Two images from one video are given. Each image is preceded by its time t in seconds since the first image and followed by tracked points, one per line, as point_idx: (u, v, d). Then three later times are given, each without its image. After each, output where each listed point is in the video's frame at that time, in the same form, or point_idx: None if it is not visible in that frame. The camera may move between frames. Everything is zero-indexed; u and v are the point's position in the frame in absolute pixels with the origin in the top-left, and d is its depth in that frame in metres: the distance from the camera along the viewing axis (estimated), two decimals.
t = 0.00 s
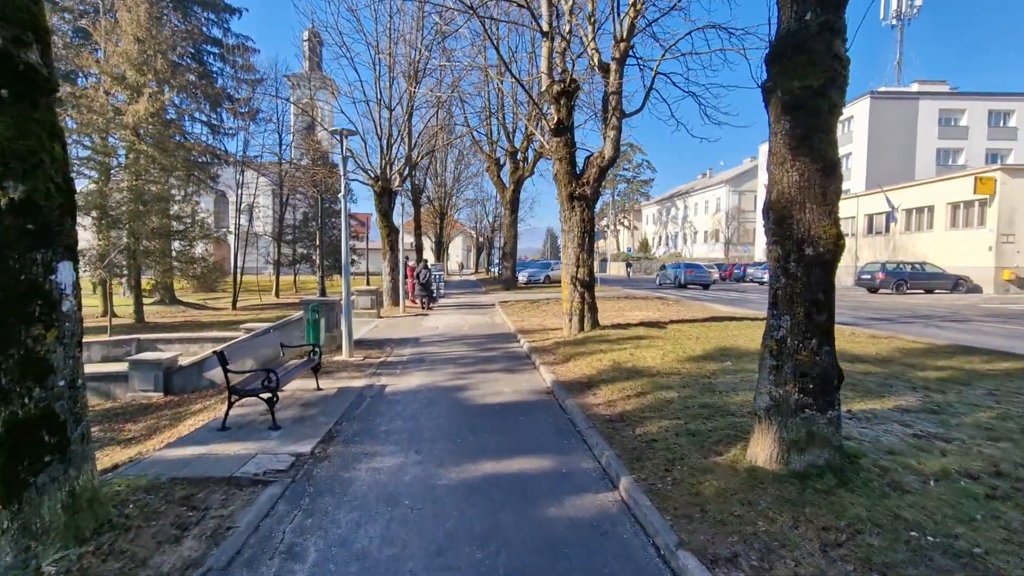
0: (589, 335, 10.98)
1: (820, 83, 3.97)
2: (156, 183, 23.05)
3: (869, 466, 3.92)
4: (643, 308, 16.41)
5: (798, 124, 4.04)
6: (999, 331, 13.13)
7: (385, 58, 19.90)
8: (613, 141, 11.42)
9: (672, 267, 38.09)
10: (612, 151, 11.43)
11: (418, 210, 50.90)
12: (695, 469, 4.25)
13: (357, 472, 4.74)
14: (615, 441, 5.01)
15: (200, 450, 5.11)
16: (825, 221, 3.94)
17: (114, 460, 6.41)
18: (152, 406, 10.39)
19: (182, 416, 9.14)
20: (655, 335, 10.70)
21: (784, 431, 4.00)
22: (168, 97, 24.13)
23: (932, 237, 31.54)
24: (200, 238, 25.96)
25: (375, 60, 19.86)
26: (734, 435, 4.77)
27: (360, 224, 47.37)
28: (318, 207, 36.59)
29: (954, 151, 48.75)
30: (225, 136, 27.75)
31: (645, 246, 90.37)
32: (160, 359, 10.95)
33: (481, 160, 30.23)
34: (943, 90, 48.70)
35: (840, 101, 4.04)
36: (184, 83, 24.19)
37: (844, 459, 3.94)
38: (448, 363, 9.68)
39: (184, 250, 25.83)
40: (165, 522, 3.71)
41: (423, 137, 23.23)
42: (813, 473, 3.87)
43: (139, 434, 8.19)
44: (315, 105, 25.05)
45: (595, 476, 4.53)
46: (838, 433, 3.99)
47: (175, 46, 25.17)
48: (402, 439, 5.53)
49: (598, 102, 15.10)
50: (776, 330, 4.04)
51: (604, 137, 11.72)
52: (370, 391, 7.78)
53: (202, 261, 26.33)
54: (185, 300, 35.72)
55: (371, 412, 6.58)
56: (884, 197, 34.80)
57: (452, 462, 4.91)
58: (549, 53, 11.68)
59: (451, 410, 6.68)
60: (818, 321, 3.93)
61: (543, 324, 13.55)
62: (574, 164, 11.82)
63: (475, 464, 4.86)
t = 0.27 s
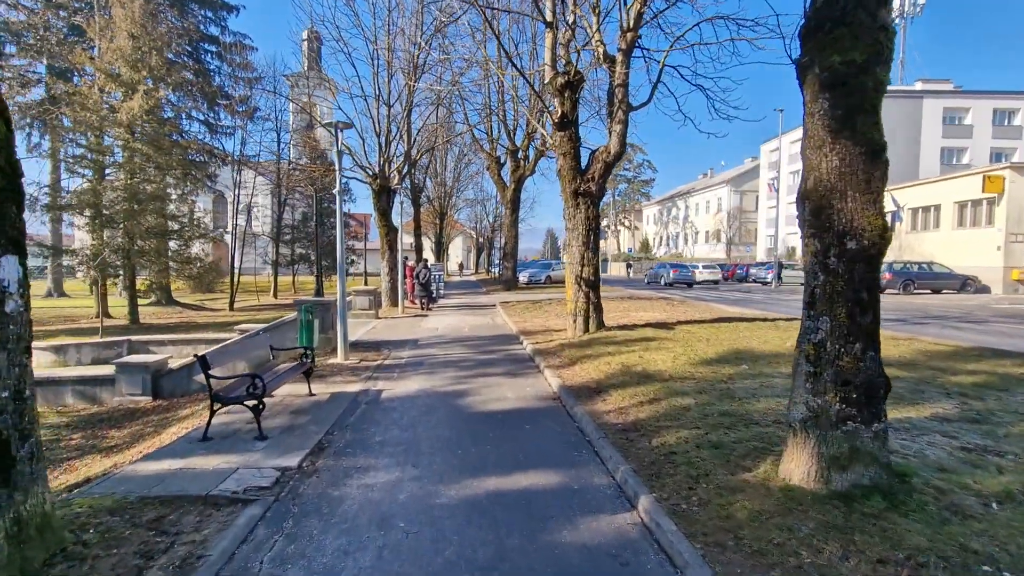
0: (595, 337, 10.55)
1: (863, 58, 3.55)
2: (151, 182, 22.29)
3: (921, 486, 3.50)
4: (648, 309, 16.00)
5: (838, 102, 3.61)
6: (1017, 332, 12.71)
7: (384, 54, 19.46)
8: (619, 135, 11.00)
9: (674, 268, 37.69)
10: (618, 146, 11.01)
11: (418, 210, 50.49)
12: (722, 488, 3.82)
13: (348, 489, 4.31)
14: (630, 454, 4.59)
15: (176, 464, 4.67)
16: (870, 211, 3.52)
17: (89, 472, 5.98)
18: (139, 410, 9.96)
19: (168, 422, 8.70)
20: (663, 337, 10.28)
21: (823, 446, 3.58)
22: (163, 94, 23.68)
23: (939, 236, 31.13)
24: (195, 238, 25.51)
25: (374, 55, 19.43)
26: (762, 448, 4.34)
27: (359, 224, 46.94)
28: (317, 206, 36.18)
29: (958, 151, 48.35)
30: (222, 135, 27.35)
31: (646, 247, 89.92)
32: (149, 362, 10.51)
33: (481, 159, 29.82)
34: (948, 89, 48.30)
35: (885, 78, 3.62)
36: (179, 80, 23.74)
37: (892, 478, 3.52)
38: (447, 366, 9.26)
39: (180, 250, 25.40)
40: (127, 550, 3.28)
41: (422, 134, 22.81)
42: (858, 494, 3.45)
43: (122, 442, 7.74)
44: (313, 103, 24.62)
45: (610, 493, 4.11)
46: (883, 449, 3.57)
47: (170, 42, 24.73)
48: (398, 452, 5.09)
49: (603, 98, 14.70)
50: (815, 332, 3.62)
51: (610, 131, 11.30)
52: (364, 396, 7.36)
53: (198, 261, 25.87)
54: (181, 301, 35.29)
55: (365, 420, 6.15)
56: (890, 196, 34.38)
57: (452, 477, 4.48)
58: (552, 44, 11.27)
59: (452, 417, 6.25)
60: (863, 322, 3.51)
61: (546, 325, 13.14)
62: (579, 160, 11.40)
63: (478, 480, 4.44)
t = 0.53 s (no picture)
0: (600, 341, 10.09)
1: (921, 28, 3.09)
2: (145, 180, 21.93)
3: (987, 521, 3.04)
4: (653, 311, 15.53)
5: (892, 80, 3.15)
6: None
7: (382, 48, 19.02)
8: (626, 129, 10.54)
9: (677, 267, 37.21)
10: (625, 141, 10.54)
11: (418, 209, 50.03)
12: (756, 520, 3.37)
13: (334, 517, 3.85)
14: (648, 476, 4.13)
15: (143, 487, 4.21)
16: (929, 205, 3.06)
17: (57, 490, 5.52)
18: (123, 418, 9.49)
19: (151, 430, 8.22)
20: (672, 341, 9.82)
21: (874, 475, 3.13)
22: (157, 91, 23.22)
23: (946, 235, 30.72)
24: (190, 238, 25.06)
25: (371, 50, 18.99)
26: (795, 471, 3.89)
27: (358, 223, 46.50)
28: (315, 205, 35.74)
29: (963, 149, 47.91)
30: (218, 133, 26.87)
31: (648, 246, 89.47)
32: (135, 367, 10.04)
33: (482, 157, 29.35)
34: (952, 87, 47.84)
35: (944, 52, 3.16)
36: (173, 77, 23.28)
37: (953, 511, 3.07)
38: (446, 372, 8.80)
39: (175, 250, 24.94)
40: None
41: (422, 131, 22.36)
42: (916, 531, 3.00)
43: (99, 454, 7.27)
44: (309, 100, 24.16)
45: (627, 523, 3.65)
46: (944, 478, 3.11)
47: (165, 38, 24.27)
48: (391, 471, 4.63)
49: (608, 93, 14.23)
50: (864, 344, 3.16)
51: (616, 125, 10.84)
52: (357, 405, 6.90)
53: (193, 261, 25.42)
54: (177, 301, 34.83)
55: (357, 433, 5.69)
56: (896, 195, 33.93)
57: (450, 502, 4.03)
58: (555, 35, 10.82)
59: (450, 430, 5.79)
60: (921, 333, 3.05)
61: (549, 327, 12.67)
62: (583, 155, 10.94)
63: (479, 506, 3.99)
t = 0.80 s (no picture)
0: (606, 346, 9.68)
1: None
2: (139, 180, 21.37)
3: None
4: (658, 313, 15.13)
5: (956, 58, 2.75)
6: None
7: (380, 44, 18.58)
8: (632, 125, 10.12)
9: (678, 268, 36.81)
10: (632, 137, 10.14)
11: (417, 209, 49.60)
12: (799, 560, 2.96)
13: (320, 552, 3.44)
14: (670, 504, 3.71)
15: (109, 516, 3.80)
16: (1002, 201, 2.66)
17: (23, 511, 5.09)
18: (108, 427, 9.09)
19: (135, 441, 7.81)
20: (682, 346, 9.41)
21: (940, 513, 2.72)
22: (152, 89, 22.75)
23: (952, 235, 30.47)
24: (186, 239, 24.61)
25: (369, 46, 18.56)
26: (838, 502, 3.47)
27: (357, 223, 46.07)
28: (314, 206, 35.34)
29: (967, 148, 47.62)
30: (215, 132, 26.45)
31: (648, 246, 89.09)
32: (121, 373, 9.66)
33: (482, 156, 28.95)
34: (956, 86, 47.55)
35: (1015, 25, 2.76)
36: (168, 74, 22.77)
37: None
38: (445, 379, 8.40)
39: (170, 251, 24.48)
40: None
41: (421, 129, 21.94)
42: None
43: (77, 468, 6.85)
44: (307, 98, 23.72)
45: (649, 560, 3.25)
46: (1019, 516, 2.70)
47: (159, 36, 23.79)
48: (385, 496, 4.22)
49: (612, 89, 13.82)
50: (926, 361, 2.76)
51: (622, 121, 10.44)
52: (351, 417, 6.49)
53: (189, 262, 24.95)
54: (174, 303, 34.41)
55: (349, 450, 5.27)
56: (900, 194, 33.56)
57: (450, 534, 3.61)
58: (559, 27, 10.42)
59: (449, 446, 5.38)
60: (993, 348, 2.65)
61: (552, 331, 12.27)
62: (588, 152, 10.54)
63: (482, 537, 3.58)
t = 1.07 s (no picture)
0: (615, 349, 9.24)
1: None
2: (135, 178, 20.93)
3: None
4: (666, 315, 14.69)
5: None
6: None
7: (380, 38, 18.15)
8: (642, 118, 9.67)
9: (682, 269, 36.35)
10: (642, 131, 9.69)
11: (418, 209, 49.12)
12: None
13: None
14: (702, 534, 3.27)
15: (65, 547, 3.36)
16: None
17: None
18: (91, 434, 8.62)
19: (117, 450, 7.36)
20: (694, 349, 8.95)
21: None
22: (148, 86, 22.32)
23: (960, 235, 30.09)
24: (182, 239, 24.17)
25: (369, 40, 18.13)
26: (897, 535, 3.03)
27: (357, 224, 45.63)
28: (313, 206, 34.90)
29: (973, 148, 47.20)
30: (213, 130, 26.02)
31: (650, 247, 88.60)
32: (106, 376, 9.19)
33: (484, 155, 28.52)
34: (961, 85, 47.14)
35: None
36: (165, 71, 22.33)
37: None
38: (447, 385, 7.94)
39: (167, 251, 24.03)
40: None
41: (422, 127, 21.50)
42: None
43: (53, 480, 6.40)
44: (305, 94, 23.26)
45: None
46: None
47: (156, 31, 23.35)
48: (378, 522, 3.76)
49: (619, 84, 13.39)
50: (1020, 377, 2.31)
51: (631, 114, 10.00)
52: (345, 427, 6.03)
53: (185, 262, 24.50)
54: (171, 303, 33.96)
55: (342, 465, 4.83)
56: (908, 194, 33.11)
57: (452, 569, 3.17)
58: (566, 16, 9.99)
59: (450, 460, 4.93)
60: None
61: (557, 333, 11.82)
62: (595, 147, 10.10)
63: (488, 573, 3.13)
